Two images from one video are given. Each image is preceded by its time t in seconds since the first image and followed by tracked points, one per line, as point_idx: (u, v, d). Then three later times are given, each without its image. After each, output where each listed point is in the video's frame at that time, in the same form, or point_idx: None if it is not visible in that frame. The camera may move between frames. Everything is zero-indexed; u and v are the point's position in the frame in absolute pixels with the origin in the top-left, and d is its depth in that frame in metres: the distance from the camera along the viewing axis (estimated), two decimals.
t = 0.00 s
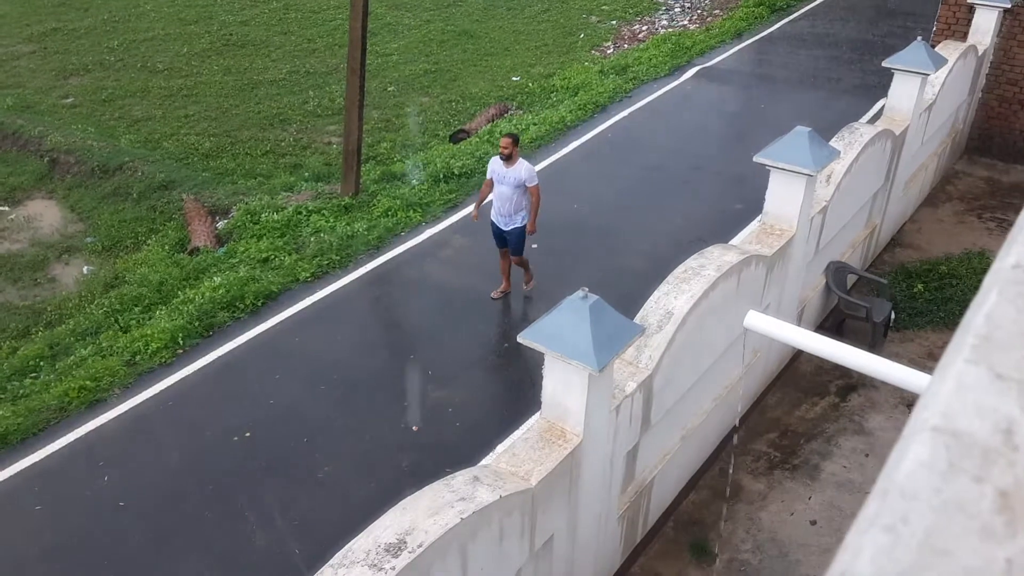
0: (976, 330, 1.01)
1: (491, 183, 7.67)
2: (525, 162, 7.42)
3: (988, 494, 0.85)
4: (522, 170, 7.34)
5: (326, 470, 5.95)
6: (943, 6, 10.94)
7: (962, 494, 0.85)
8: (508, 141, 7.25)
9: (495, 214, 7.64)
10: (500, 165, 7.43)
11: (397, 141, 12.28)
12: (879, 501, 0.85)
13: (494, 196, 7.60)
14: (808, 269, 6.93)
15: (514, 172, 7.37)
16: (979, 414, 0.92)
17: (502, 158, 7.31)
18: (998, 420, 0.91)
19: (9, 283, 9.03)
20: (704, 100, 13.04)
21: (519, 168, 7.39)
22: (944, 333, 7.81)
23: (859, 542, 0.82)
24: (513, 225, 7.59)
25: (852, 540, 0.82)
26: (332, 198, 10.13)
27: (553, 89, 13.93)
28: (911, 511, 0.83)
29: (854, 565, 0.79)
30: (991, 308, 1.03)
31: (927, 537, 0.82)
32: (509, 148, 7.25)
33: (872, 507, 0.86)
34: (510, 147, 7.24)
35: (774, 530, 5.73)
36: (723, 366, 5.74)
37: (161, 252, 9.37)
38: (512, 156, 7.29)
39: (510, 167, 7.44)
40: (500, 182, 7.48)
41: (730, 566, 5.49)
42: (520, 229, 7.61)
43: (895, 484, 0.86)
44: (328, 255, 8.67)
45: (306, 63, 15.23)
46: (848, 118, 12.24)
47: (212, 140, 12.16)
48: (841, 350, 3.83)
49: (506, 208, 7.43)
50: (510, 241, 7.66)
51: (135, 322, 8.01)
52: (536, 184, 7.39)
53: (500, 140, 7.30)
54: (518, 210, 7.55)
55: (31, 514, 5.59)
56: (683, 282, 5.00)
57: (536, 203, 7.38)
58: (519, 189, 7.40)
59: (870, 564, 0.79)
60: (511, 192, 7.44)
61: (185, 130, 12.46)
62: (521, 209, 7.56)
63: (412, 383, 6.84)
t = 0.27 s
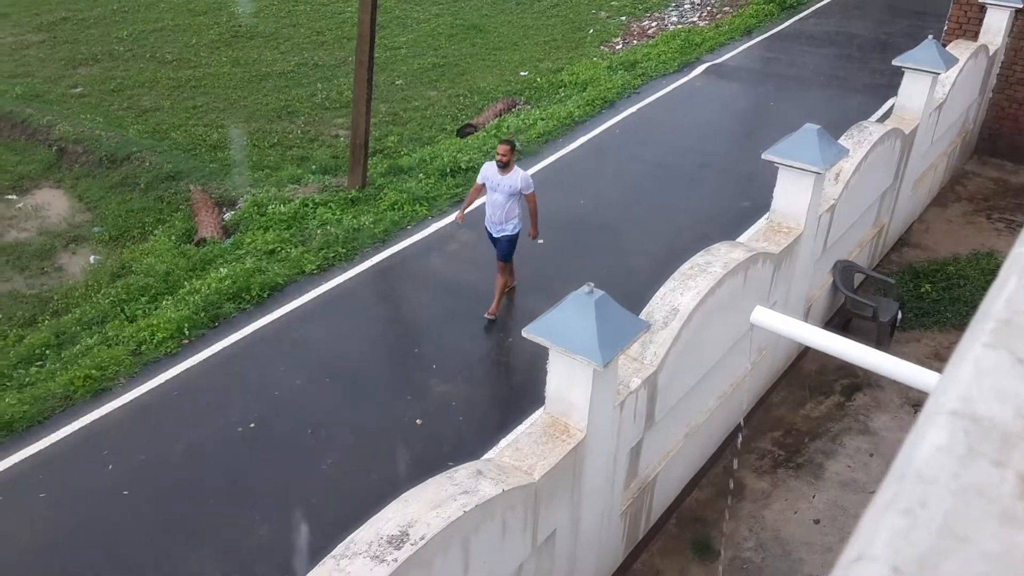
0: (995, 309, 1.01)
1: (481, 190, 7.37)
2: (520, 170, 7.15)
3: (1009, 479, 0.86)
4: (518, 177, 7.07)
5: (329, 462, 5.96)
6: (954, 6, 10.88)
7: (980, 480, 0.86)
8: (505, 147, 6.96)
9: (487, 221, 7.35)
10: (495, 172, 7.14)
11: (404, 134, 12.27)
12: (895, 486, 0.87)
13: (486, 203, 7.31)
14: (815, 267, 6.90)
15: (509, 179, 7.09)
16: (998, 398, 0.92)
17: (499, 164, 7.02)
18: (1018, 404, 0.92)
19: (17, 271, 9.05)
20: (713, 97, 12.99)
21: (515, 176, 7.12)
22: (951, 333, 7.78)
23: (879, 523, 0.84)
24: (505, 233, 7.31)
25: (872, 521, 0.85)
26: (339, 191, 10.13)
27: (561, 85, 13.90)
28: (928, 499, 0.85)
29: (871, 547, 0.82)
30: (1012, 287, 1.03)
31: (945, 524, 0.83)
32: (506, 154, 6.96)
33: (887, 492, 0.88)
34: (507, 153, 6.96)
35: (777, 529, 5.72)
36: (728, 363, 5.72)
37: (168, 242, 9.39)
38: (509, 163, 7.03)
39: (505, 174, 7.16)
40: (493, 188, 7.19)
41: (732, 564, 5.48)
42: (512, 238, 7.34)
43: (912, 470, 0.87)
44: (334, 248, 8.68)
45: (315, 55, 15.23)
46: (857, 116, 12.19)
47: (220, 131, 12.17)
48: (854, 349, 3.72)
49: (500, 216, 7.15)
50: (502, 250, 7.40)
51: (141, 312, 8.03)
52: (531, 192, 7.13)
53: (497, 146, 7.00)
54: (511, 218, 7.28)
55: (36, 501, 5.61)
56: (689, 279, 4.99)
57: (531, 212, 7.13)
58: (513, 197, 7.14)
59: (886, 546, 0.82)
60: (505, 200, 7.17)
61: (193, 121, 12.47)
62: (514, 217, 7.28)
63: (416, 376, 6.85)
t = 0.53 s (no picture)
0: None
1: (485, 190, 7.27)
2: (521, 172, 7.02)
3: None
4: (517, 180, 6.94)
5: (339, 451, 5.98)
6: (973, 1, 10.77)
7: None
8: (504, 148, 6.84)
9: (485, 223, 7.23)
10: (495, 173, 7.02)
11: (417, 126, 12.26)
12: (935, 447, 0.81)
13: (486, 205, 7.19)
14: (828, 262, 6.86)
15: (508, 182, 6.96)
16: None
17: (498, 166, 6.90)
18: None
19: (31, 257, 9.11)
20: (727, 91, 12.92)
21: (515, 178, 6.97)
22: (964, 331, 7.72)
23: (914, 488, 0.79)
24: (504, 237, 7.19)
25: (907, 487, 0.80)
26: (351, 181, 10.14)
27: (575, 77, 13.85)
28: (970, 458, 0.78)
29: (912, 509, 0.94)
30: None
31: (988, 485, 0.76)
32: (505, 155, 6.84)
33: (927, 454, 0.82)
34: (507, 155, 6.84)
35: (787, 524, 5.71)
36: (740, 358, 5.70)
37: (181, 230, 9.42)
38: (508, 165, 6.89)
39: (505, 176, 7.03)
40: (493, 190, 7.07)
41: (741, 559, 5.47)
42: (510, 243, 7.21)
43: (951, 428, 0.80)
44: (346, 238, 8.69)
45: (328, 46, 15.22)
46: (872, 112, 12.09)
47: (234, 120, 12.19)
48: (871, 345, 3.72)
49: (498, 219, 7.02)
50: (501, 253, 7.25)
51: (154, 300, 8.06)
52: (530, 196, 6.99)
53: (497, 146, 6.88)
54: (510, 222, 7.16)
55: (48, 485, 5.66)
56: (701, 272, 4.97)
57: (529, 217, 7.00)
58: (512, 200, 7.01)
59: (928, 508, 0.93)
60: (504, 203, 7.04)
61: (206, 110, 12.50)
62: (513, 221, 7.16)
63: (426, 367, 6.85)
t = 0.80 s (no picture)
0: None
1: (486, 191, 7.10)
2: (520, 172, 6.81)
3: None
4: (515, 181, 6.74)
5: (354, 439, 6.01)
6: None
7: None
8: (499, 148, 6.64)
9: (487, 224, 7.07)
10: (494, 174, 6.84)
11: (434, 116, 12.27)
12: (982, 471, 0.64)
13: (487, 206, 7.03)
14: (847, 257, 6.81)
15: (506, 183, 6.77)
16: None
17: (495, 167, 6.71)
18: None
19: (52, 243, 9.19)
20: (746, 84, 12.82)
21: (513, 179, 6.77)
22: (983, 328, 7.65)
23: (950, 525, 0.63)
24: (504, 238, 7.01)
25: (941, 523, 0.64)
26: (368, 171, 10.16)
27: (593, 69, 13.79)
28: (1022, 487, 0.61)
29: (945, 503, 0.95)
30: None
31: None
32: (501, 156, 6.65)
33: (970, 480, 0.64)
34: (503, 156, 6.64)
35: (801, 520, 5.69)
36: (756, 352, 5.68)
37: (199, 218, 9.49)
38: (505, 166, 6.69)
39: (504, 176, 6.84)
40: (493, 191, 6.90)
41: (754, 554, 5.46)
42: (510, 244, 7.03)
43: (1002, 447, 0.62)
44: (362, 228, 8.71)
45: (347, 36, 15.25)
46: (894, 106, 11.97)
47: (252, 110, 12.24)
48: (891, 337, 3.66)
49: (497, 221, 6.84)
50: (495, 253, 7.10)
51: (172, 288, 8.13)
52: (528, 197, 6.77)
53: (493, 147, 6.70)
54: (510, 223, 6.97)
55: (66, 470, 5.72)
56: (719, 266, 4.94)
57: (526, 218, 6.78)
58: (510, 202, 6.81)
59: (960, 501, 0.94)
60: (502, 204, 6.85)
61: (226, 99, 12.55)
62: (514, 222, 6.96)
63: (441, 358, 6.87)
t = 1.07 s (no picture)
0: None
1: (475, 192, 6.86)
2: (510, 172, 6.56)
3: None
4: (505, 182, 6.50)
5: (367, 431, 6.04)
6: None
7: None
8: (486, 148, 6.39)
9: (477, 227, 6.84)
10: (482, 174, 6.59)
11: (450, 109, 12.27)
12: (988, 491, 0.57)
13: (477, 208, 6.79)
14: (863, 254, 6.77)
15: (495, 183, 6.53)
16: None
17: (482, 167, 6.46)
18: None
19: (69, 233, 9.26)
20: (763, 79, 12.74)
21: (502, 179, 6.53)
22: (1000, 327, 7.59)
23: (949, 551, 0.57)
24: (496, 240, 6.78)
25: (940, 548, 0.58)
26: (383, 164, 10.18)
27: (609, 63, 13.75)
28: None
29: (959, 495, 0.90)
30: None
31: None
32: (489, 157, 6.39)
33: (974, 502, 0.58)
34: (490, 156, 6.39)
35: (813, 517, 5.67)
36: (770, 349, 5.66)
37: (215, 209, 9.54)
38: (493, 166, 6.45)
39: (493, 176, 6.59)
40: (482, 192, 6.66)
41: (766, 550, 5.45)
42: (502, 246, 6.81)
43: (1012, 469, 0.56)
44: (377, 221, 8.73)
45: (364, 28, 15.26)
46: (913, 102, 11.86)
47: (269, 101, 12.28)
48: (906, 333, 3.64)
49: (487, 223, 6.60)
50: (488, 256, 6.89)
51: (188, 278, 8.18)
52: (519, 197, 6.55)
53: (480, 147, 6.44)
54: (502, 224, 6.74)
55: (82, 457, 5.78)
56: (733, 261, 4.92)
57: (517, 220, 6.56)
58: (500, 202, 6.58)
59: (975, 497, 0.89)
60: (492, 205, 6.62)
61: (242, 91, 12.60)
62: (505, 224, 6.73)
63: (454, 350, 6.88)
